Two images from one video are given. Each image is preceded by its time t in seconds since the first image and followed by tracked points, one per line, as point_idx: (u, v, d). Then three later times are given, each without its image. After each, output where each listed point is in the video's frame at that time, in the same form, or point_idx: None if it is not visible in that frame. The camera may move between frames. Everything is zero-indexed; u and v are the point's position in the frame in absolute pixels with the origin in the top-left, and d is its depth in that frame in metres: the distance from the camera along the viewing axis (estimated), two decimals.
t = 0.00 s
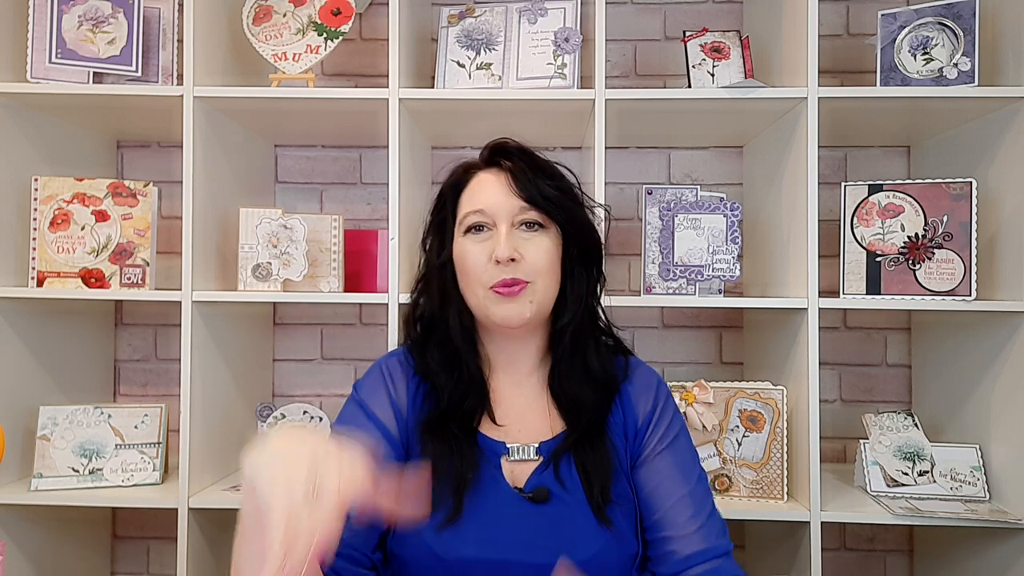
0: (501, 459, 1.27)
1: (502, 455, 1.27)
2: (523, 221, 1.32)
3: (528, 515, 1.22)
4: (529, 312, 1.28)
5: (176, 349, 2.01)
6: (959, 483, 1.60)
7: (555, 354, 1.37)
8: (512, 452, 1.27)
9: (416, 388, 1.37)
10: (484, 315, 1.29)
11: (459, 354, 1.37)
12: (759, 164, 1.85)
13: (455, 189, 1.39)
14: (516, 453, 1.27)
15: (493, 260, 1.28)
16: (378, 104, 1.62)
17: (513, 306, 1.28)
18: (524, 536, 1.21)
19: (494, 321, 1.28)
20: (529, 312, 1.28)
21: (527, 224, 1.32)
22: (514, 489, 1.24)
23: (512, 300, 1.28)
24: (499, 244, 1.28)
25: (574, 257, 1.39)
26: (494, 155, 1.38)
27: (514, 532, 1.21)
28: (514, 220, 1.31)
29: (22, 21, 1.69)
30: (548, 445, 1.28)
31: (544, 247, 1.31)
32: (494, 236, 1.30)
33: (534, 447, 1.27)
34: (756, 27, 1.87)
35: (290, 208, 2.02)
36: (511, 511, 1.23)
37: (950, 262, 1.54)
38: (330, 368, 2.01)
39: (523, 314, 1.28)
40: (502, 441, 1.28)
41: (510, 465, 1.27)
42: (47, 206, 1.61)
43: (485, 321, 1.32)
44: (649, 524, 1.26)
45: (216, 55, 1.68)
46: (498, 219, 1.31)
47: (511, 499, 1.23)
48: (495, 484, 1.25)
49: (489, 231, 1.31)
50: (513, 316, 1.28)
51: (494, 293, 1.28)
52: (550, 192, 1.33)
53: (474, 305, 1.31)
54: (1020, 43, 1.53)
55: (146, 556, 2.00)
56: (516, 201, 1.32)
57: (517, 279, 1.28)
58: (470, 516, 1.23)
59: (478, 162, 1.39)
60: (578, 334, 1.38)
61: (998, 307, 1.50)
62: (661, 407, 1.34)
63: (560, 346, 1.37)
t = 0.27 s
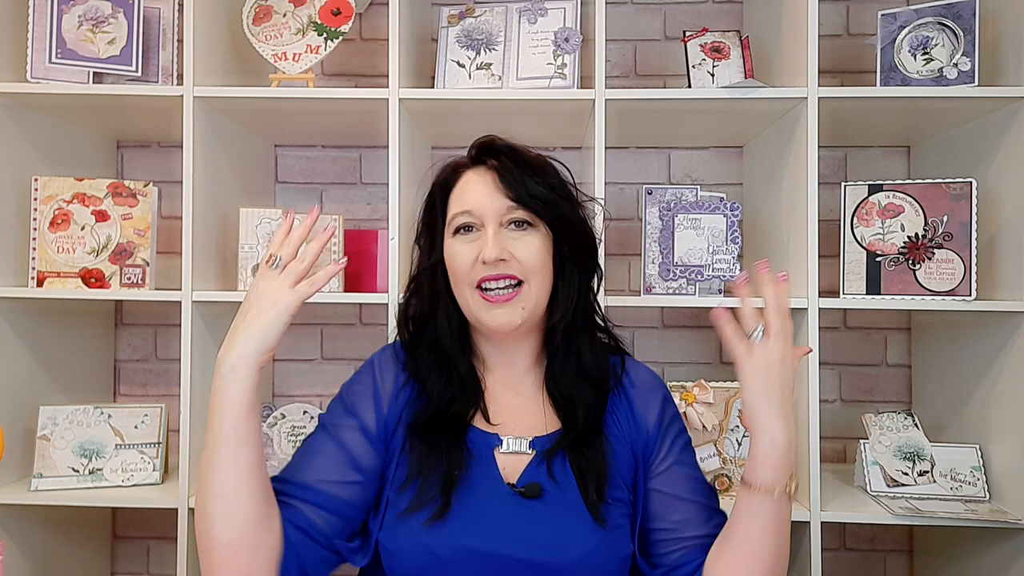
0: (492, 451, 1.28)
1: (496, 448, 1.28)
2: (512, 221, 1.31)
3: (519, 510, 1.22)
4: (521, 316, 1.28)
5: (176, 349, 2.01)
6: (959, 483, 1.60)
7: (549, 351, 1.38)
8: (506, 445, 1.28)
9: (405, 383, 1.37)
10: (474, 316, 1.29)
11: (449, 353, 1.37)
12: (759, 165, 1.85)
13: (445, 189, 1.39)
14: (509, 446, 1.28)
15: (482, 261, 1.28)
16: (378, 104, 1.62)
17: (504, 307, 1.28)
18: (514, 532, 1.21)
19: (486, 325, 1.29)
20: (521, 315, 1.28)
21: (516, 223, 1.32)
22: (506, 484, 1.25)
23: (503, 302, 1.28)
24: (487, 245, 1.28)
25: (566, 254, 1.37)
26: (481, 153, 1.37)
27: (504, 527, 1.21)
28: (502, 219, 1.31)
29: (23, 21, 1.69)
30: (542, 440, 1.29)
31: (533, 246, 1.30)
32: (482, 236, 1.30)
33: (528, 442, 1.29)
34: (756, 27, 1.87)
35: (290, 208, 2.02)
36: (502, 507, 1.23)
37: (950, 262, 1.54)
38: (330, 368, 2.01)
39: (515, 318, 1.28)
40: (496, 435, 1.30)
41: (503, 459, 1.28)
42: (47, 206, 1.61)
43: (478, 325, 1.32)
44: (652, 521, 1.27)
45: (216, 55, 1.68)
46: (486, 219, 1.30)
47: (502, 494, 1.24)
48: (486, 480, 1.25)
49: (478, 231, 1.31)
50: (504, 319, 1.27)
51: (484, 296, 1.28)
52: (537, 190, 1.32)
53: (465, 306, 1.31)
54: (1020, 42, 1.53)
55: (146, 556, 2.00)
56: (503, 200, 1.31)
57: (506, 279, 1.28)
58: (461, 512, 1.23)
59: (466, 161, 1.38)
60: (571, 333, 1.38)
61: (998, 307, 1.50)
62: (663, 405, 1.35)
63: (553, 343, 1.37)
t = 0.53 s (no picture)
0: (497, 447, 1.29)
1: (498, 443, 1.30)
2: (501, 229, 1.31)
3: (522, 505, 1.23)
4: (517, 321, 1.29)
5: (176, 349, 2.01)
6: (959, 483, 1.60)
7: (549, 352, 1.38)
8: (508, 441, 1.30)
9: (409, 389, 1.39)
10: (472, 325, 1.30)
11: (447, 360, 1.38)
12: (759, 165, 1.85)
13: (434, 201, 1.39)
14: (512, 442, 1.29)
15: (475, 272, 1.28)
16: (378, 104, 1.62)
17: (501, 314, 1.28)
18: (517, 526, 1.22)
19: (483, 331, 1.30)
20: (517, 320, 1.29)
21: (506, 230, 1.31)
22: (511, 480, 1.26)
23: (500, 308, 1.28)
24: (478, 256, 1.28)
25: (558, 256, 1.36)
26: (467, 164, 1.37)
27: (507, 521, 1.22)
28: (491, 228, 1.31)
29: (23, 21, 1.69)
30: (543, 436, 1.30)
31: (525, 252, 1.30)
32: (474, 246, 1.30)
33: (529, 438, 1.30)
34: (756, 27, 1.87)
35: (290, 208, 2.02)
36: (506, 502, 1.24)
37: (950, 262, 1.54)
38: (330, 368, 2.01)
39: (511, 323, 1.28)
40: (498, 431, 1.31)
41: (507, 455, 1.29)
42: (47, 206, 1.61)
43: (477, 330, 1.33)
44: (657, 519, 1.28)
45: (216, 55, 1.68)
46: (476, 229, 1.30)
47: (507, 490, 1.25)
48: (491, 475, 1.26)
49: (469, 241, 1.31)
50: (501, 326, 1.28)
51: (480, 304, 1.29)
52: (522, 198, 1.31)
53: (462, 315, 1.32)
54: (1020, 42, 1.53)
55: (146, 556, 2.01)
56: (490, 209, 1.31)
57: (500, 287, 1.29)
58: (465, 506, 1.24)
59: (453, 172, 1.38)
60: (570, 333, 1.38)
61: (998, 307, 1.50)
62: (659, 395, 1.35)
63: (552, 344, 1.37)
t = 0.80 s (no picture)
0: (492, 446, 1.29)
1: (494, 442, 1.29)
2: (510, 225, 1.32)
3: (516, 503, 1.23)
4: (520, 315, 1.29)
5: (176, 349, 2.01)
6: (959, 483, 1.60)
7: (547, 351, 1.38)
8: (504, 440, 1.29)
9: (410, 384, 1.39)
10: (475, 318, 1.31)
11: (449, 355, 1.39)
12: (759, 165, 1.85)
13: (444, 196, 1.40)
14: (507, 441, 1.29)
15: (482, 264, 1.29)
16: (378, 104, 1.62)
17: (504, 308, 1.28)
18: (511, 523, 1.22)
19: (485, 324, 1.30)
20: (520, 313, 1.29)
21: (515, 227, 1.32)
22: (503, 478, 1.25)
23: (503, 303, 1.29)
24: (486, 248, 1.29)
25: (563, 256, 1.36)
26: (480, 160, 1.38)
27: (501, 518, 1.22)
28: (500, 223, 1.32)
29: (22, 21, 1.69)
30: (538, 435, 1.30)
31: (532, 248, 1.31)
32: (482, 240, 1.31)
33: (524, 436, 1.29)
34: (756, 27, 1.87)
35: (290, 208, 2.02)
36: (500, 499, 1.24)
37: (950, 262, 1.54)
38: (330, 368, 2.01)
39: (515, 316, 1.28)
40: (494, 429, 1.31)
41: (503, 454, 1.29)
42: (47, 206, 1.61)
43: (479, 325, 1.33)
44: (644, 520, 1.25)
45: (216, 55, 1.68)
46: (485, 224, 1.32)
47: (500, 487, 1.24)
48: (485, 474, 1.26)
49: (478, 236, 1.32)
50: (503, 318, 1.28)
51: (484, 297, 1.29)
52: (533, 195, 1.33)
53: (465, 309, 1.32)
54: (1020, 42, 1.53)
55: (146, 556, 2.00)
56: (501, 204, 1.32)
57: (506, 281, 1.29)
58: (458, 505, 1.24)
59: (465, 169, 1.39)
60: (570, 334, 1.37)
61: (998, 307, 1.50)
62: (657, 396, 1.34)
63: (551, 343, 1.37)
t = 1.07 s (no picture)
0: (491, 451, 1.28)
1: (493, 448, 1.28)
2: (518, 220, 1.31)
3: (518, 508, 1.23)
4: (520, 312, 1.29)
5: (176, 349, 2.01)
6: (959, 483, 1.60)
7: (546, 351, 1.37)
8: (504, 445, 1.28)
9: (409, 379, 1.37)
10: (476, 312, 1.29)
11: (448, 350, 1.37)
12: (759, 165, 1.85)
13: (452, 184, 1.38)
14: (507, 446, 1.28)
15: (487, 257, 1.28)
16: (378, 104, 1.62)
17: (506, 305, 1.28)
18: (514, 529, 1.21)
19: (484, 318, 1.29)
20: (520, 312, 1.28)
21: (522, 223, 1.32)
22: (503, 483, 1.25)
23: (505, 299, 1.28)
24: (493, 241, 1.28)
25: (566, 256, 1.38)
26: (491, 152, 1.37)
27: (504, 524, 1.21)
28: (509, 218, 1.31)
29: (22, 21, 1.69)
30: (538, 439, 1.29)
31: (538, 246, 1.31)
32: (488, 233, 1.30)
33: (525, 441, 1.28)
34: (756, 27, 1.87)
35: (290, 208, 2.02)
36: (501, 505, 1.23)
37: (950, 262, 1.54)
38: (330, 368, 2.01)
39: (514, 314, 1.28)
40: (494, 433, 1.29)
41: (501, 460, 1.28)
42: (47, 206, 1.61)
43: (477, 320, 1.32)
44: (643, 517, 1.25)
45: (216, 55, 1.68)
46: (493, 217, 1.30)
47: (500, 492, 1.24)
48: (486, 479, 1.25)
49: (483, 228, 1.31)
50: (504, 315, 1.28)
51: (486, 291, 1.28)
52: (545, 192, 1.32)
53: (466, 301, 1.31)
54: (1020, 42, 1.53)
55: (146, 556, 2.00)
56: (512, 199, 1.31)
57: (510, 278, 1.28)
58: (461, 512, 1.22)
59: (476, 160, 1.38)
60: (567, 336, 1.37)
61: (998, 307, 1.50)
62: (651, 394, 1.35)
63: (551, 342, 1.36)
